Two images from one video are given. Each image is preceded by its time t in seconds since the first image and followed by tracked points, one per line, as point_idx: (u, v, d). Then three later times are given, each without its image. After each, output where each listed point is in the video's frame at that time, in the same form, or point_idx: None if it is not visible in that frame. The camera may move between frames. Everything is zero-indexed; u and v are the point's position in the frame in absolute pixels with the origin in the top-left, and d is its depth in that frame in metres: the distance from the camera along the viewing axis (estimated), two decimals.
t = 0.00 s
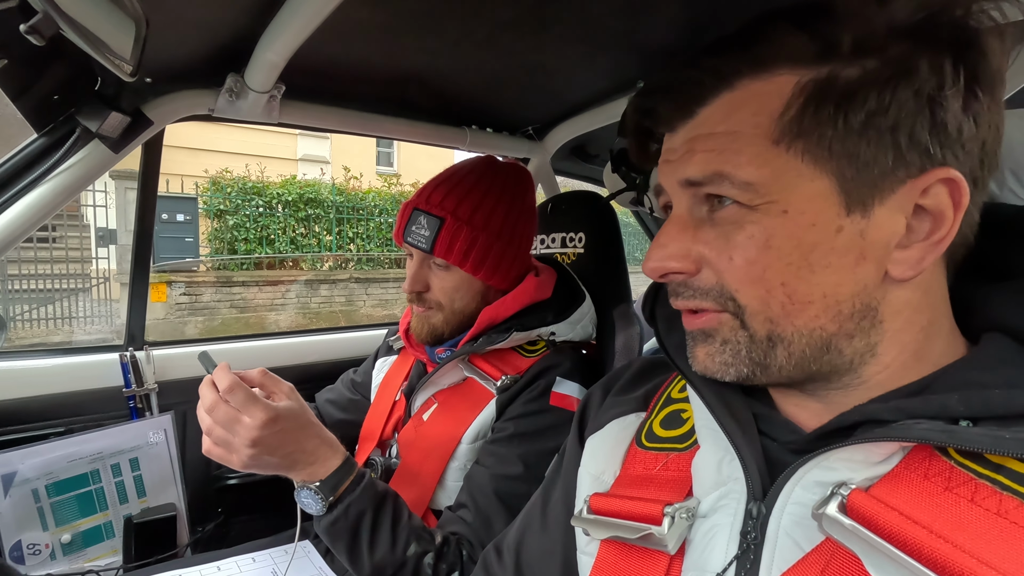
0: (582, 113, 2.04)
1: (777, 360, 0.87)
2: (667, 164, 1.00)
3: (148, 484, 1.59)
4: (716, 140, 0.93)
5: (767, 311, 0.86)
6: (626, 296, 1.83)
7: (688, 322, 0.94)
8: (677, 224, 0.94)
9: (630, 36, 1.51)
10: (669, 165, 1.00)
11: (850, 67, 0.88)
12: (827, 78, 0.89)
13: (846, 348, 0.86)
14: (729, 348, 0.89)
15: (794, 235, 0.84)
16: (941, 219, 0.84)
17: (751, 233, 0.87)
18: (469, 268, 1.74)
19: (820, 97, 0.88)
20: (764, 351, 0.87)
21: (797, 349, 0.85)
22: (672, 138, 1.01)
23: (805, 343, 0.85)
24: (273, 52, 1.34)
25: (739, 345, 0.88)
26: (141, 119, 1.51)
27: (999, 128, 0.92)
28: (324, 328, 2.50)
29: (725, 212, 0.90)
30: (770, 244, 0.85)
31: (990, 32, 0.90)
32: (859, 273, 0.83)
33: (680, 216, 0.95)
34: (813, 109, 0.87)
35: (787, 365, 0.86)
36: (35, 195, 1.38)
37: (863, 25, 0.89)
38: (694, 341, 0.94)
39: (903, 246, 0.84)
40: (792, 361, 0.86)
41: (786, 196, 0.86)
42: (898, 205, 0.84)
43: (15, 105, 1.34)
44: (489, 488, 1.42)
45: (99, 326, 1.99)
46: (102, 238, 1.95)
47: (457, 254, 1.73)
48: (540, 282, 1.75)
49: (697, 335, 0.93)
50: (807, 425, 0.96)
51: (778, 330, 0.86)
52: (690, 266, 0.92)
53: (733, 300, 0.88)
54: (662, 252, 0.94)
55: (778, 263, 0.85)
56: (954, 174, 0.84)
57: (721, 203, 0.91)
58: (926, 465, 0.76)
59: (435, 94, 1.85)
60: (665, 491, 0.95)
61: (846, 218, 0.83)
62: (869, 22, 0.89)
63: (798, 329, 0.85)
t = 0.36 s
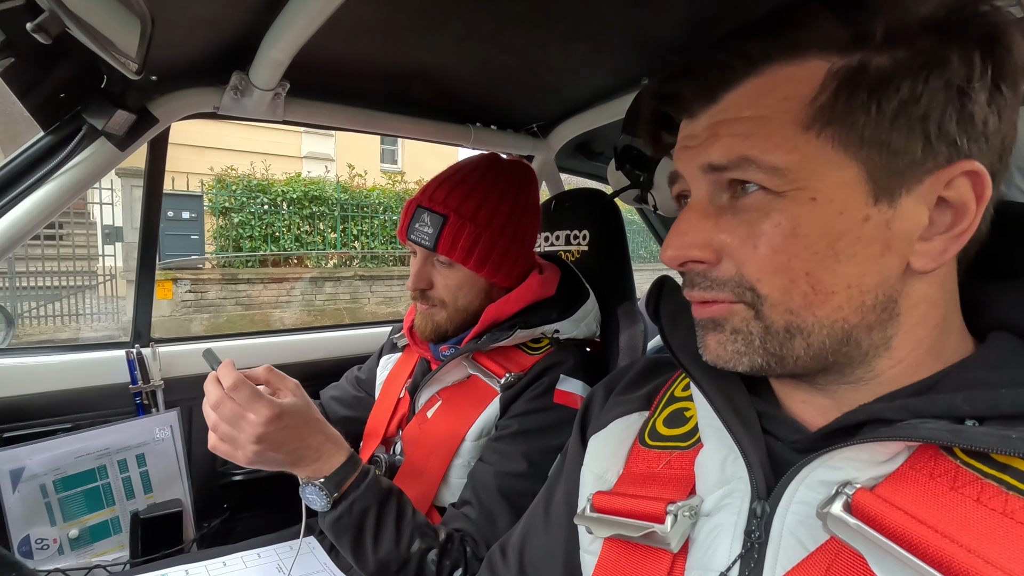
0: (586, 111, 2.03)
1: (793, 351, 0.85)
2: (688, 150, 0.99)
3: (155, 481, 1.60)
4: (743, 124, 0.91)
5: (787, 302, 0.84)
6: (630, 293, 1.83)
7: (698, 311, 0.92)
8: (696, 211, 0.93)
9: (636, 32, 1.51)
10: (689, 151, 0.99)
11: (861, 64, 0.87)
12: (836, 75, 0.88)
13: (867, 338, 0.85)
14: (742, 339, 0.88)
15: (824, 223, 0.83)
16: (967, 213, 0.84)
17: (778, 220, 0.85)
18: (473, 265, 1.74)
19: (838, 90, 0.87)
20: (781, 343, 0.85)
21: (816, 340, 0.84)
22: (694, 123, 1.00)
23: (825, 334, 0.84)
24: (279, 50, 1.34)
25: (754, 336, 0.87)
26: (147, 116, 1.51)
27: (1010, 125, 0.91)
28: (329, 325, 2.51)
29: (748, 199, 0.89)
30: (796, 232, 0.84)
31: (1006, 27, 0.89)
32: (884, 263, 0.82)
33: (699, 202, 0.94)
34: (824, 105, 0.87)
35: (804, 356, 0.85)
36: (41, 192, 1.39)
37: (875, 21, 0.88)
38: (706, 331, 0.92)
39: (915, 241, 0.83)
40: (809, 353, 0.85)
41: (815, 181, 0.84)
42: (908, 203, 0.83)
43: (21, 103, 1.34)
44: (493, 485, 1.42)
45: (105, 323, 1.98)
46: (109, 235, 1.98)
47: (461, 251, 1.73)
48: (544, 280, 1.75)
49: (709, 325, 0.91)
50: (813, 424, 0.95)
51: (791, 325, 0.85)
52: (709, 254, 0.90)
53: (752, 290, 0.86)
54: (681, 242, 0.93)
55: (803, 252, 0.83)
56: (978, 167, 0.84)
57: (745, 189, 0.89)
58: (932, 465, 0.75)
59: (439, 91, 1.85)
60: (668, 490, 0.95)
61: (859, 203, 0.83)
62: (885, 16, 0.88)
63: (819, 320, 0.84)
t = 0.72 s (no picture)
0: (590, 107, 2.02)
1: (922, 346, 0.79)
2: (765, 135, 0.92)
3: (159, 477, 1.60)
4: (847, 95, 0.85)
5: (921, 291, 0.78)
6: (634, 291, 1.83)
7: (814, 323, 0.82)
8: (790, 204, 0.86)
9: (640, 27, 1.50)
10: (761, 137, 0.92)
11: (878, 56, 0.85)
12: (848, 68, 0.86)
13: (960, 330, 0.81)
14: (870, 345, 0.79)
15: (950, 198, 0.79)
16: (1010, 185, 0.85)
17: (904, 198, 0.79)
18: (476, 262, 1.73)
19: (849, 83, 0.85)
20: (912, 339, 0.79)
21: (943, 328, 0.79)
22: (764, 105, 0.93)
23: (952, 319, 0.80)
24: (282, 45, 1.34)
25: (884, 338, 0.79)
26: (150, 112, 1.51)
27: None
28: (332, 322, 2.51)
29: (861, 179, 0.82)
30: (947, 205, 0.79)
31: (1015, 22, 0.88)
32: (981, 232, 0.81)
33: (795, 194, 0.86)
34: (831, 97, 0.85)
35: (931, 349, 0.79)
36: (45, 189, 1.39)
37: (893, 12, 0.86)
38: (813, 346, 0.83)
39: (965, 232, 0.79)
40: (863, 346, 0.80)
41: (928, 152, 0.80)
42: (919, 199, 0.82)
43: (25, 100, 1.35)
44: (496, 483, 1.41)
45: (110, 320, 2.00)
46: (114, 232, 1.97)
47: (464, 248, 1.72)
48: (548, 277, 1.74)
49: (834, 333, 0.81)
50: (821, 423, 0.94)
51: (836, 328, 0.81)
52: (821, 250, 0.81)
53: (882, 281, 0.78)
54: (786, 245, 0.83)
55: (930, 231, 0.78)
56: (1012, 142, 0.87)
57: (855, 170, 0.83)
58: (943, 465, 0.74)
59: (443, 87, 1.84)
60: (673, 488, 0.94)
61: (938, 189, 0.79)
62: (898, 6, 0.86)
63: (946, 305, 0.79)
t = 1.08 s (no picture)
0: (593, 105, 2.03)
1: (955, 357, 0.80)
2: (817, 133, 0.88)
3: (164, 472, 1.61)
4: (908, 94, 0.83)
5: (959, 306, 0.79)
6: (636, 289, 1.83)
7: (851, 339, 0.82)
8: (844, 210, 0.83)
9: (643, 24, 1.50)
10: (819, 132, 0.88)
11: (881, 55, 0.85)
12: (857, 69, 0.86)
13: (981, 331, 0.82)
14: (907, 359, 0.79)
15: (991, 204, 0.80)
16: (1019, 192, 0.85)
17: (958, 207, 0.79)
18: (478, 261, 1.74)
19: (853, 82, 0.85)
20: (947, 351, 0.79)
21: (971, 341, 0.80)
22: (819, 100, 0.88)
23: (978, 331, 0.81)
24: (285, 43, 1.34)
25: (921, 353, 0.79)
26: (154, 111, 1.51)
27: None
28: (336, 319, 2.52)
29: (921, 186, 0.80)
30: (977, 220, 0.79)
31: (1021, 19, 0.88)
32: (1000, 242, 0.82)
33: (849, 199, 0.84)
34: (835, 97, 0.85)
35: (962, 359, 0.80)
36: (51, 187, 1.40)
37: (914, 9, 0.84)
38: (849, 357, 0.82)
39: (971, 232, 0.79)
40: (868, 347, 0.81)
41: (980, 165, 0.80)
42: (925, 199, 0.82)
43: (31, 97, 1.36)
44: (499, 479, 1.42)
45: (115, 317, 2.01)
46: (119, 229, 1.98)
47: (467, 247, 1.73)
48: (551, 274, 1.75)
49: (870, 349, 0.81)
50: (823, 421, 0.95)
51: (878, 338, 0.80)
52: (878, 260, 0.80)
53: (925, 301, 0.78)
54: (844, 254, 0.81)
55: (976, 241, 0.79)
56: None
57: (906, 175, 0.82)
58: (944, 462, 0.75)
59: (446, 85, 1.85)
60: (674, 484, 0.95)
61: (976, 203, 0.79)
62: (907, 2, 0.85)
63: (975, 317, 0.80)
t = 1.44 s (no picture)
0: (604, 97, 2.01)
1: (974, 356, 0.79)
2: (836, 132, 0.87)
3: (179, 463, 1.62)
4: (943, 88, 0.81)
5: (983, 303, 0.78)
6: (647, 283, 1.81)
7: (871, 330, 0.81)
8: (872, 207, 0.82)
9: (655, 16, 1.48)
10: (847, 126, 0.86)
11: (902, 46, 0.83)
12: (880, 62, 0.84)
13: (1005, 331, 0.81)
14: (926, 354, 0.79)
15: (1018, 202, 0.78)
16: None
17: (986, 205, 0.77)
18: (489, 255, 1.73)
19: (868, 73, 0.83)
20: (967, 349, 0.79)
21: (992, 338, 0.80)
22: (848, 92, 0.86)
23: (1000, 329, 0.80)
24: (295, 38, 1.34)
25: (941, 348, 0.79)
26: (168, 105, 1.54)
27: None
28: (347, 313, 2.53)
29: (950, 183, 0.79)
30: (1002, 218, 0.77)
31: None
32: None
33: (874, 196, 0.82)
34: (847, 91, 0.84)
35: (981, 359, 0.80)
36: (67, 181, 1.41)
37: None
38: (868, 351, 0.82)
39: (994, 228, 0.77)
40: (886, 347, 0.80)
41: (1015, 165, 0.79)
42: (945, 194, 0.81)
43: (46, 93, 1.37)
44: (508, 473, 1.42)
45: (131, 310, 2.02)
46: (134, 224, 2.00)
47: (478, 242, 1.72)
48: (560, 269, 1.74)
49: (891, 343, 0.80)
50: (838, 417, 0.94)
51: (898, 337, 0.80)
52: (902, 259, 0.79)
53: (950, 295, 0.78)
54: (868, 255, 0.80)
55: (1002, 239, 0.78)
56: None
57: (943, 170, 0.80)
58: (961, 460, 0.73)
59: (456, 79, 1.84)
60: (685, 479, 0.94)
61: (1002, 200, 0.77)
62: None
63: (997, 315, 0.79)
